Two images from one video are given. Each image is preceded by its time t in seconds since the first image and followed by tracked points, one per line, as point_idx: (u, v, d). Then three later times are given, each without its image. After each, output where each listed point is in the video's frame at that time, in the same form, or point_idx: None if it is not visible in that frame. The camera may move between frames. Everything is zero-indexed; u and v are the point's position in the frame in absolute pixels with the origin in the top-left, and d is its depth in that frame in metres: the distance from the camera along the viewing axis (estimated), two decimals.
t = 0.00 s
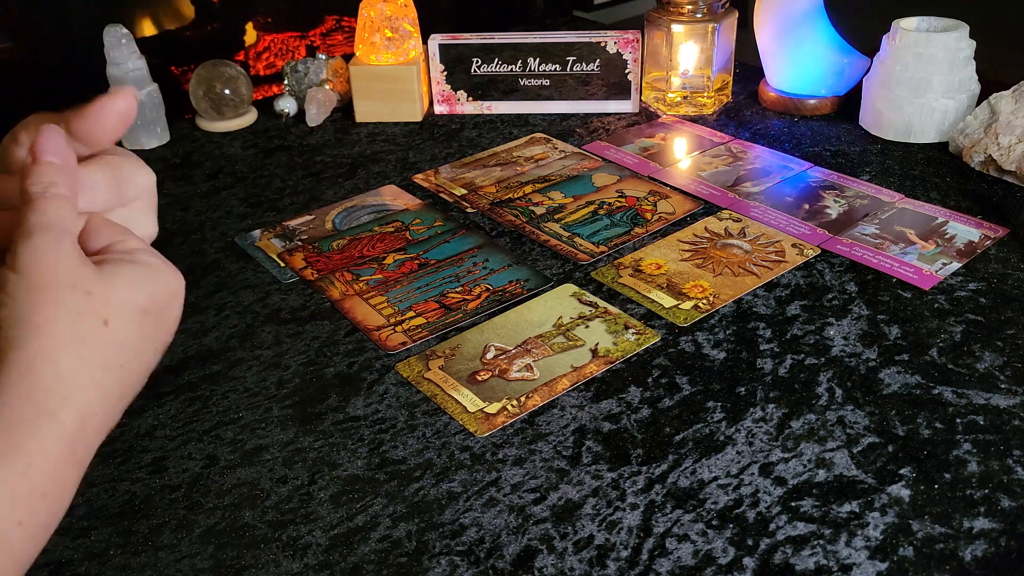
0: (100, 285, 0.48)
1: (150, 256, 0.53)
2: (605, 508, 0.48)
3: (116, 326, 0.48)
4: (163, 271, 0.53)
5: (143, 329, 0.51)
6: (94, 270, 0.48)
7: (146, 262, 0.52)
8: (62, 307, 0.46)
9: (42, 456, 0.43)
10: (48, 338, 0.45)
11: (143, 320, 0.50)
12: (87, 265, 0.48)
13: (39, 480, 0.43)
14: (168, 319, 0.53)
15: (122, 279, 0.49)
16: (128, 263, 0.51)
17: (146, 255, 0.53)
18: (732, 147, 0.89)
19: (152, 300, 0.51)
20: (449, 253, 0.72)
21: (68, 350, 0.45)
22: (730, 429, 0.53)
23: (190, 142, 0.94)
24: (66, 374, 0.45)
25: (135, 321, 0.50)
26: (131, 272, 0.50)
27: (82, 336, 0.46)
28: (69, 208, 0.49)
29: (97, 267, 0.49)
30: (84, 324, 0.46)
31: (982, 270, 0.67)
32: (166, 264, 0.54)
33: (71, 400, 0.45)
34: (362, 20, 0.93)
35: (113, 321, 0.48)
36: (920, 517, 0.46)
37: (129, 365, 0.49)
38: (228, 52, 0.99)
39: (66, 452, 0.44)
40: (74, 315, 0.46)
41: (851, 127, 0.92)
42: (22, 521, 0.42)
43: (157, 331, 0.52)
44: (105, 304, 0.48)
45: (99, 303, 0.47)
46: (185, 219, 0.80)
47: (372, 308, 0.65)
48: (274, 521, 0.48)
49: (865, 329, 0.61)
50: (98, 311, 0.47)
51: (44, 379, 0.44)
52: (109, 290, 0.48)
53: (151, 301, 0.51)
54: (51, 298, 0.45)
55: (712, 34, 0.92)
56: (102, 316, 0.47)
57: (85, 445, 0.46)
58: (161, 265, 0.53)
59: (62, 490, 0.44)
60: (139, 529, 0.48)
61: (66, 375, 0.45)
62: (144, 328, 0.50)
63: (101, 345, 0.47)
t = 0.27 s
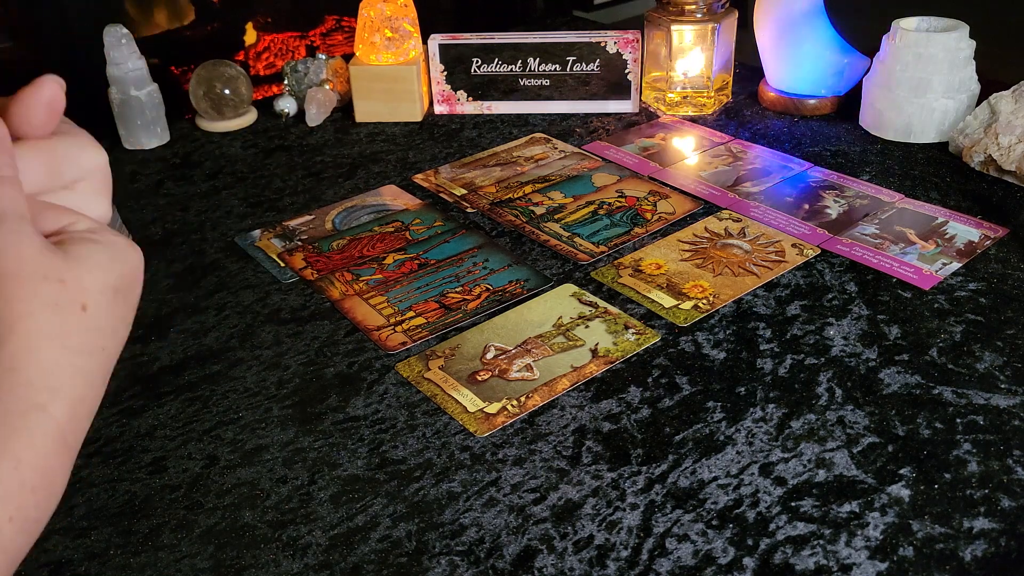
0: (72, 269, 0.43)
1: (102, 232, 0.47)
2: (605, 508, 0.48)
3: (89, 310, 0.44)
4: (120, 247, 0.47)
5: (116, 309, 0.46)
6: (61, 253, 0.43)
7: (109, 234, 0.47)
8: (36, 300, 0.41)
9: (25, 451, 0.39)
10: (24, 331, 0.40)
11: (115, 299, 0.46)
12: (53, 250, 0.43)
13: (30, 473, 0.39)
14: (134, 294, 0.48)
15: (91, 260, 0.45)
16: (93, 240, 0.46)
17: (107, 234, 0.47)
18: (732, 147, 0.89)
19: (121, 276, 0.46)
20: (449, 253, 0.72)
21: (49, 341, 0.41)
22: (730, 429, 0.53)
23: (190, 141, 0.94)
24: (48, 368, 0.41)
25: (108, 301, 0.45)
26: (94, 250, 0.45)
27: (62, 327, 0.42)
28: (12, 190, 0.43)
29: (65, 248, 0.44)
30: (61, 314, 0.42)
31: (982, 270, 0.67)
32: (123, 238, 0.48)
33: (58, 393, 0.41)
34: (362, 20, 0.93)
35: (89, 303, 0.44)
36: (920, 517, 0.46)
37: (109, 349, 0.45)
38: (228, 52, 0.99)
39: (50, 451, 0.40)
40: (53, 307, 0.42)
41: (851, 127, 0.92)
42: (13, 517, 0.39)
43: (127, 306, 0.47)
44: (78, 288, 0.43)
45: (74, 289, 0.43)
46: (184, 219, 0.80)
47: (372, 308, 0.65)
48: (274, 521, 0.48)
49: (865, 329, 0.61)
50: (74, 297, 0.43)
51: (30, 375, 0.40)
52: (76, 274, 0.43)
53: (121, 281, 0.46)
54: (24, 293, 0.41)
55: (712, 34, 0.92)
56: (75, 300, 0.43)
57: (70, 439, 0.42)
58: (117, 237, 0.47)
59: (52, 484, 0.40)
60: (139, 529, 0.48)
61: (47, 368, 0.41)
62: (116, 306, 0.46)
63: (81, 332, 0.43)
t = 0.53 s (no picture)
0: (120, 300, 0.43)
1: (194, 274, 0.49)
2: (605, 508, 0.48)
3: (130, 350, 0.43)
4: (200, 300, 0.48)
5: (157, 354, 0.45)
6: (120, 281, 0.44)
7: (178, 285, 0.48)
8: (76, 320, 0.42)
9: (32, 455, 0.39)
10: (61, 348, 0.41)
11: (156, 345, 0.45)
12: (113, 277, 0.44)
13: (27, 477, 0.39)
14: (192, 348, 0.47)
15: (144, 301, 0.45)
16: (167, 287, 0.47)
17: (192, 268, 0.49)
18: (732, 147, 0.89)
19: (167, 322, 0.45)
20: (449, 253, 0.72)
21: (81, 359, 0.41)
22: (730, 429, 0.53)
23: (190, 141, 0.94)
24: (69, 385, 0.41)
25: (146, 345, 0.44)
26: (156, 294, 0.46)
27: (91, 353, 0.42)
28: (107, 220, 0.45)
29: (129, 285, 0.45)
30: (89, 339, 0.42)
31: (982, 270, 0.67)
32: (209, 285, 0.50)
33: (63, 406, 0.40)
34: (362, 20, 0.93)
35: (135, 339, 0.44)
36: (921, 517, 0.46)
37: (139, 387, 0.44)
38: (228, 52, 0.99)
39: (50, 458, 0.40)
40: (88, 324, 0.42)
41: (851, 127, 0.92)
42: (12, 521, 0.39)
43: (179, 357, 0.47)
44: (119, 318, 0.43)
45: (113, 316, 0.43)
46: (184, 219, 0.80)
47: (372, 308, 0.65)
48: (274, 521, 0.48)
49: (865, 329, 0.61)
50: (108, 323, 0.43)
51: (45, 388, 0.40)
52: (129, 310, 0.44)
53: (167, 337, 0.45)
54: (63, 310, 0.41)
55: (712, 34, 0.92)
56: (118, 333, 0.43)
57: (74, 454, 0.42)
58: (201, 287, 0.49)
59: (51, 490, 0.40)
60: (139, 529, 0.48)
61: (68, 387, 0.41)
62: (156, 354, 0.45)
63: (109, 361, 0.42)
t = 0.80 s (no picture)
0: (76, 280, 0.48)
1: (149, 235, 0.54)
2: (605, 508, 0.48)
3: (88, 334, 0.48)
4: (150, 266, 0.52)
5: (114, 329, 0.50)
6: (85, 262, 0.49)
7: (143, 255, 0.52)
8: (33, 306, 0.46)
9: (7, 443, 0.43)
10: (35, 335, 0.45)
11: (115, 323, 0.50)
12: (68, 258, 0.48)
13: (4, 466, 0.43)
14: (149, 316, 0.52)
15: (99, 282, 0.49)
16: (119, 260, 0.51)
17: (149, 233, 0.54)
18: (732, 147, 0.89)
19: (123, 300, 0.50)
20: (449, 253, 0.72)
21: (40, 347, 0.45)
22: (730, 429, 0.53)
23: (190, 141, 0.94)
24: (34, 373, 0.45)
25: (104, 323, 0.49)
26: (109, 268, 0.50)
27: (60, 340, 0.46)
28: (52, 194, 0.48)
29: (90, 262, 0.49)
30: (52, 324, 0.46)
31: (982, 270, 0.67)
32: (161, 254, 0.54)
33: (37, 394, 0.45)
34: (362, 20, 0.93)
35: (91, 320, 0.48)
36: (920, 517, 0.46)
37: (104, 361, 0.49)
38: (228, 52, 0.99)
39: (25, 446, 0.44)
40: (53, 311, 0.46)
41: (851, 127, 0.92)
42: None
43: (131, 332, 0.51)
44: (78, 303, 0.48)
45: (72, 300, 0.47)
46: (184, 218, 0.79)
47: (372, 308, 0.65)
48: (274, 521, 0.48)
49: (866, 329, 0.61)
50: (68, 307, 0.47)
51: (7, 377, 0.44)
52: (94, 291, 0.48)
53: (141, 309, 0.51)
54: (25, 296, 0.45)
55: (712, 34, 0.92)
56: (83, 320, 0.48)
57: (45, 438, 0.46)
58: (153, 256, 0.53)
59: (26, 477, 0.44)
60: (139, 529, 0.48)
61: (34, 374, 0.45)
62: (110, 330, 0.49)
63: (72, 343, 0.47)
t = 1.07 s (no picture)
0: (75, 275, 0.47)
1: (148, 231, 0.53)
2: (605, 508, 0.48)
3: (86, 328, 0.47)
4: (147, 262, 0.51)
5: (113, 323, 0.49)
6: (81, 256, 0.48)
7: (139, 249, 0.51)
8: (32, 301, 0.45)
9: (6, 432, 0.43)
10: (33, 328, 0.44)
11: (114, 318, 0.49)
12: (68, 253, 0.47)
13: (5, 457, 0.43)
14: (147, 312, 0.51)
15: (99, 274, 0.48)
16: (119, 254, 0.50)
17: (147, 229, 0.53)
18: (732, 147, 0.89)
19: (122, 295, 0.49)
20: (449, 253, 0.72)
21: (37, 341, 0.45)
22: (730, 429, 0.53)
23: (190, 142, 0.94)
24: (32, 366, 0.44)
25: (103, 318, 0.48)
26: (108, 262, 0.48)
27: (59, 335, 0.46)
28: (49, 191, 0.48)
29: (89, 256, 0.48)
30: (52, 319, 0.45)
31: (982, 270, 0.67)
32: (160, 250, 0.53)
33: (36, 387, 0.44)
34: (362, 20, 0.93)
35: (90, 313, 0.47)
36: (920, 517, 0.46)
37: (103, 355, 0.48)
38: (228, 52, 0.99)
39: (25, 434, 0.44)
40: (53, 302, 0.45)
41: (851, 127, 0.92)
42: None
43: (130, 327, 0.50)
44: (76, 296, 0.46)
45: (71, 295, 0.46)
46: (184, 218, 0.80)
47: (372, 308, 0.65)
48: (274, 521, 0.48)
49: (865, 329, 0.61)
50: (67, 302, 0.46)
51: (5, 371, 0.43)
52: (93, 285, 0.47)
53: (135, 304, 0.50)
54: (23, 290, 0.44)
55: (712, 34, 0.92)
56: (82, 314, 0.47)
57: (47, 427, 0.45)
58: (153, 250, 0.52)
59: (27, 471, 0.44)
60: (139, 529, 0.48)
61: (32, 367, 0.44)
62: (110, 325, 0.48)
63: (71, 338, 0.46)
